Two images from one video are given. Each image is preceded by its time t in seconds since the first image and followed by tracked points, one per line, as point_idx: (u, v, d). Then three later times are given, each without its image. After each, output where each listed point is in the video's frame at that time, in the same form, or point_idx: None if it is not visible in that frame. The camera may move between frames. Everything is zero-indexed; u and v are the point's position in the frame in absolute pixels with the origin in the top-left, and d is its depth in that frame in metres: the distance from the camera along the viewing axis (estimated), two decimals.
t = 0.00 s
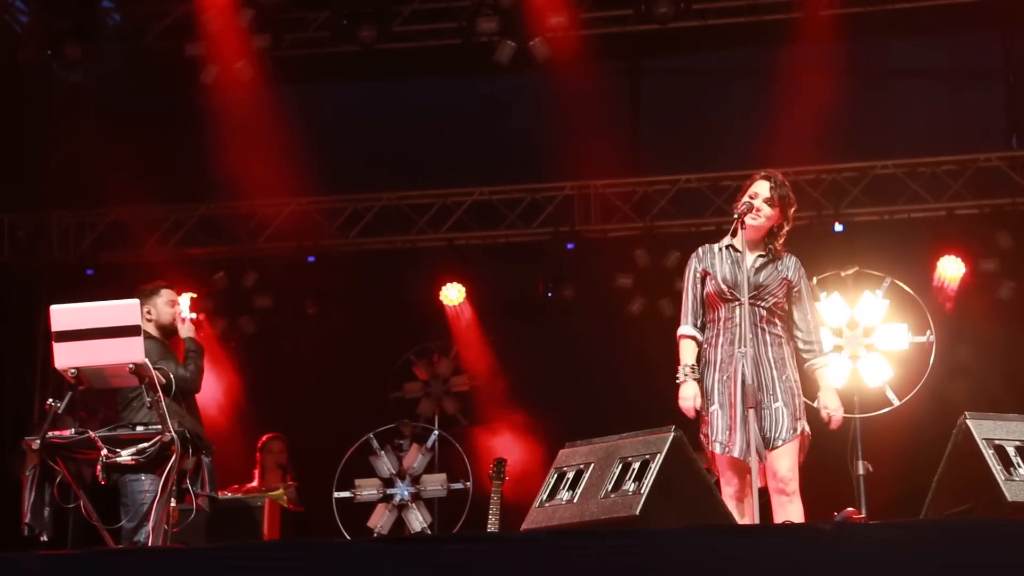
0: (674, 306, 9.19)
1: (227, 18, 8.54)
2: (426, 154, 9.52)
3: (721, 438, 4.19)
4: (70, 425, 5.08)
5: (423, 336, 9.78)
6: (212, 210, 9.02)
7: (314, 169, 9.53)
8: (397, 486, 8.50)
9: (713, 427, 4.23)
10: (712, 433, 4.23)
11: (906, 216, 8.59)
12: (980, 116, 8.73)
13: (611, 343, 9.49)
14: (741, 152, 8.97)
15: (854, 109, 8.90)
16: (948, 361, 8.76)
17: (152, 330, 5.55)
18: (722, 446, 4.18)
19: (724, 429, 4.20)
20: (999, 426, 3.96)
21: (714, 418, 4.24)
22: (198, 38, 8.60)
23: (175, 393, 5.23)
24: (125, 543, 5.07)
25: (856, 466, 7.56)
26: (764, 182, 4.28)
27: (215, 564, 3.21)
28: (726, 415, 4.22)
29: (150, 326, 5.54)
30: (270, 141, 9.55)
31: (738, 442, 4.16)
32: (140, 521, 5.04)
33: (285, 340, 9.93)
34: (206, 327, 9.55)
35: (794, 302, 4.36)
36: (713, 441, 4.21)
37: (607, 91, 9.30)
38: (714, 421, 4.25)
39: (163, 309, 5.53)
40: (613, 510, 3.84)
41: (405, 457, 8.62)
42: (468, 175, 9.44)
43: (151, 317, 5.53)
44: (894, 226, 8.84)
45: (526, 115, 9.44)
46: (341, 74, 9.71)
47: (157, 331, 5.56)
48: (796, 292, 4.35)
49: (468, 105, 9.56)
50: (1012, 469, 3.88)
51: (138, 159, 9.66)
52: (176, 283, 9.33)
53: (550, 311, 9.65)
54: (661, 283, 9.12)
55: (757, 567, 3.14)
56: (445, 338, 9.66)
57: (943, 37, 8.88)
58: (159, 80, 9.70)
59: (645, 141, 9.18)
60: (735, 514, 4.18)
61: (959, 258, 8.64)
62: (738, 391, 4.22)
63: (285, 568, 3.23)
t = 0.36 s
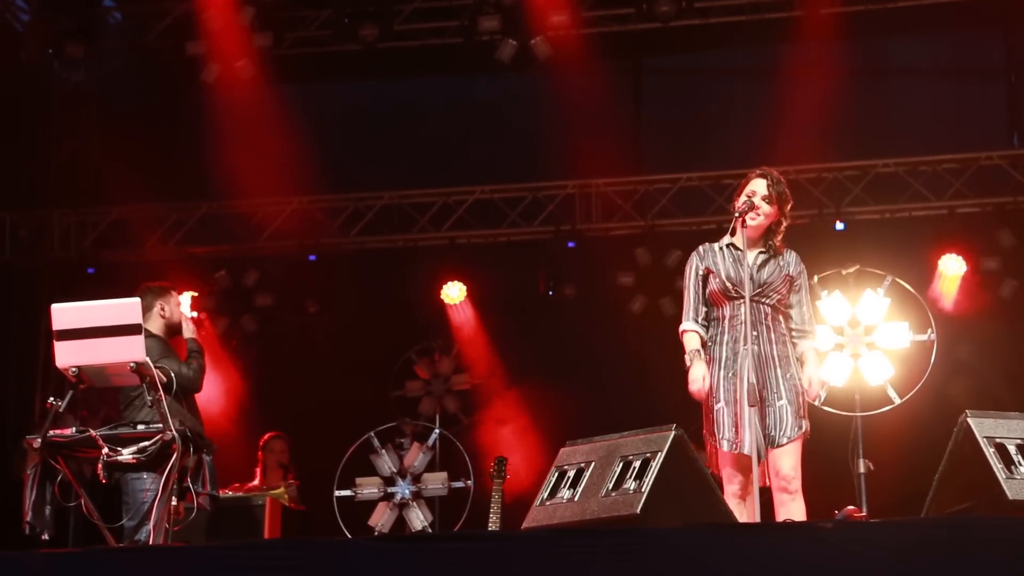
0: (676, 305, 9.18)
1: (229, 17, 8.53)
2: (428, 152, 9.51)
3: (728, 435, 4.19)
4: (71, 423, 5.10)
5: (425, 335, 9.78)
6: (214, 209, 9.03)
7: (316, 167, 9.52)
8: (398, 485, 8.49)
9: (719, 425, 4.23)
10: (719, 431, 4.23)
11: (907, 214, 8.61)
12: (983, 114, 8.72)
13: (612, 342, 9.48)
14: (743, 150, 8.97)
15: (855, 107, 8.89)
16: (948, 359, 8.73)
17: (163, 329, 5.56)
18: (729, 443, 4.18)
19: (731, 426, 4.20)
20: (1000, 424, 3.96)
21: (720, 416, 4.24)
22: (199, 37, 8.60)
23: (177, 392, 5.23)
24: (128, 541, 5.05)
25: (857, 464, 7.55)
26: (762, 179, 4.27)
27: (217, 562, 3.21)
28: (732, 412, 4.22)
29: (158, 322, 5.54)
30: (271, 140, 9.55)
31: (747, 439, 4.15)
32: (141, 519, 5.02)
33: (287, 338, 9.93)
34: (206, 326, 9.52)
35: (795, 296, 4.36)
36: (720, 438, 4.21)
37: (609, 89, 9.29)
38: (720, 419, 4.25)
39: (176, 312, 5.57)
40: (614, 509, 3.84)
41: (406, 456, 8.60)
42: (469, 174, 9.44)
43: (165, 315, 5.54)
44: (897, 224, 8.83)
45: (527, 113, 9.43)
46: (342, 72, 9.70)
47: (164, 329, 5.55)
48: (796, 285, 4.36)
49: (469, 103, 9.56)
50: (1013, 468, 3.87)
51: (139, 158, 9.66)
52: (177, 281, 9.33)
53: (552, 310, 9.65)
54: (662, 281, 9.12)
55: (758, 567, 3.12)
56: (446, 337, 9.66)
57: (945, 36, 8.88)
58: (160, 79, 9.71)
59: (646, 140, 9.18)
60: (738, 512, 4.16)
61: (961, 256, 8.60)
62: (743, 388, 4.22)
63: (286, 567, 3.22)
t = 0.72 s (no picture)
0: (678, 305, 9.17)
1: (231, 17, 8.54)
2: (429, 153, 9.52)
3: (729, 435, 4.18)
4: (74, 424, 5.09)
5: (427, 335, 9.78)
6: (216, 209, 9.04)
7: (318, 167, 9.53)
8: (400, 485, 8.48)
9: (721, 425, 4.23)
10: (720, 431, 4.23)
11: (910, 215, 8.59)
12: (985, 114, 8.72)
13: (614, 342, 9.48)
14: (746, 151, 8.96)
15: (857, 108, 8.89)
16: (950, 360, 8.73)
17: (170, 331, 5.56)
18: (730, 443, 4.18)
19: (732, 426, 4.20)
20: (1003, 424, 3.95)
21: (722, 416, 4.24)
22: (201, 38, 8.60)
23: (180, 392, 5.22)
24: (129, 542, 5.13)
25: (859, 465, 7.54)
26: (758, 177, 4.32)
27: (219, 565, 3.16)
28: (733, 412, 4.21)
29: (166, 323, 5.54)
30: (273, 140, 9.55)
31: (747, 439, 4.14)
32: (143, 520, 5.10)
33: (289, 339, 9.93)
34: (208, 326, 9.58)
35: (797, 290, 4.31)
36: (721, 438, 4.21)
37: (610, 91, 9.30)
38: (721, 418, 4.24)
39: (182, 314, 5.61)
40: (616, 509, 3.83)
41: (409, 457, 8.62)
42: (471, 174, 9.44)
43: (172, 317, 5.56)
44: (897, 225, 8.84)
45: (529, 114, 9.44)
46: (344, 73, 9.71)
47: (172, 330, 5.57)
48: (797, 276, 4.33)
49: (471, 104, 9.57)
50: (1016, 468, 3.86)
51: (142, 159, 9.68)
52: (179, 282, 9.34)
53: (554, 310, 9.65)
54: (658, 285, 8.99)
55: (762, 569, 3.09)
56: (449, 337, 9.67)
57: (946, 36, 8.89)
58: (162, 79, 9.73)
59: (647, 141, 9.17)
60: (740, 512, 4.17)
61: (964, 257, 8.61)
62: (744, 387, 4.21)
63: (288, 568, 3.18)
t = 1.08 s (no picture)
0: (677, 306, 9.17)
1: (229, 17, 8.54)
2: (427, 153, 9.52)
3: (725, 437, 4.20)
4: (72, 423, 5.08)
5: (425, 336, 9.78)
6: (214, 209, 9.04)
7: (316, 168, 9.53)
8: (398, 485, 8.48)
9: (718, 427, 4.24)
10: (718, 433, 4.24)
11: (908, 216, 8.60)
12: (983, 115, 8.72)
13: (613, 343, 9.48)
14: (744, 152, 8.97)
15: (855, 109, 8.90)
16: (948, 361, 8.73)
17: (175, 331, 5.55)
18: (726, 445, 4.20)
19: (728, 428, 4.21)
20: (1001, 425, 3.96)
21: (719, 418, 4.25)
22: (200, 38, 8.59)
23: (179, 393, 5.21)
24: (127, 542, 5.08)
25: (857, 466, 7.53)
26: (756, 179, 4.33)
27: (219, 564, 3.16)
28: (730, 414, 4.22)
29: (171, 324, 5.53)
30: (272, 140, 9.56)
31: (743, 441, 4.15)
32: (142, 520, 5.05)
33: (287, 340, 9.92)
34: (207, 326, 9.61)
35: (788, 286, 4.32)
36: (718, 440, 4.22)
37: (609, 91, 9.31)
38: (718, 420, 4.26)
39: (186, 314, 5.60)
40: (614, 509, 3.83)
41: (407, 457, 8.61)
42: (469, 174, 9.44)
43: (177, 317, 5.54)
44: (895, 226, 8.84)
45: (528, 114, 9.44)
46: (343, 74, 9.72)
47: (177, 330, 5.55)
48: (791, 275, 4.34)
49: (469, 104, 9.57)
50: (1013, 469, 3.87)
51: (140, 159, 9.67)
52: (178, 282, 9.34)
53: (552, 310, 9.65)
54: (661, 284, 9.02)
55: (760, 569, 3.09)
56: (447, 338, 9.67)
57: (945, 37, 8.89)
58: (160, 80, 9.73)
59: (646, 141, 9.18)
60: (738, 513, 4.18)
61: (962, 258, 8.61)
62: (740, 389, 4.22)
63: (286, 569, 3.18)
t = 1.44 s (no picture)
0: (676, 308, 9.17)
1: (228, 20, 8.54)
2: (426, 156, 9.52)
3: (722, 440, 4.20)
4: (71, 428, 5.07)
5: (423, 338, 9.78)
6: (213, 212, 9.04)
7: (315, 170, 9.54)
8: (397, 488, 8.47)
9: (715, 430, 4.24)
10: (714, 436, 4.24)
11: (906, 218, 8.61)
12: (982, 117, 8.74)
13: (612, 345, 9.48)
14: (742, 154, 8.98)
15: (853, 111, 8.91)
16: (947, 363, 8.74)
17: (176, 335, 5.55)
18: (723, 448, 4.20)
19: (725, 431, 4.21)
20: (1000, 428, 3.96)
21: (717, 421, 4.25)
22: (198, 41, 8.59)
23: (177, 396, 5.22)
24: (127, 546, 5.08)
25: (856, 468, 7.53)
26: (753, 181, 4.33)
27: (219, 566, 3.15)
28: (728, 417, 4.23)
29: (171, 327, 5.53)
30: (270, 143, 9.56)
31: (741, 445, 4.15)
32: (141, 523, 5.04)
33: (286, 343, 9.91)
34: (206, 329, 9.59)
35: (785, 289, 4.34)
36: (714, 443, 4.22)
37: (607, 93, 9.32)
38: (715, 423, 4.26)
39: (188, 319, 5.61)
40: (613, 512, 3.83)
41: (406, 460, 8.61)
42: (467, 177, 9.45)
43: (178, 321, 5.55)
44: (894, 228, 8.85)
45: (526, 116, 9.44)
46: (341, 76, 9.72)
47: (177, 334, 5.55)
48: (789, 279, 4.35)
49: (468, 107, 9.57)
50: (1012, 471, 3.87)
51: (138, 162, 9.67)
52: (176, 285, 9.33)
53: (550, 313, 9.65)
54: (658, 287, 9.01)
55: (761, 573, 3.09)
56: (445, 340, 9.67)
57: (943, 38, 8.90)
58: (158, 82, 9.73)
59: (644, 143, 9.19)
60: (737, 517, 4.17)
61: (961, 260, 8.62)
62: (739, 393, 4.22)
63: (285, 571, 3.18)
